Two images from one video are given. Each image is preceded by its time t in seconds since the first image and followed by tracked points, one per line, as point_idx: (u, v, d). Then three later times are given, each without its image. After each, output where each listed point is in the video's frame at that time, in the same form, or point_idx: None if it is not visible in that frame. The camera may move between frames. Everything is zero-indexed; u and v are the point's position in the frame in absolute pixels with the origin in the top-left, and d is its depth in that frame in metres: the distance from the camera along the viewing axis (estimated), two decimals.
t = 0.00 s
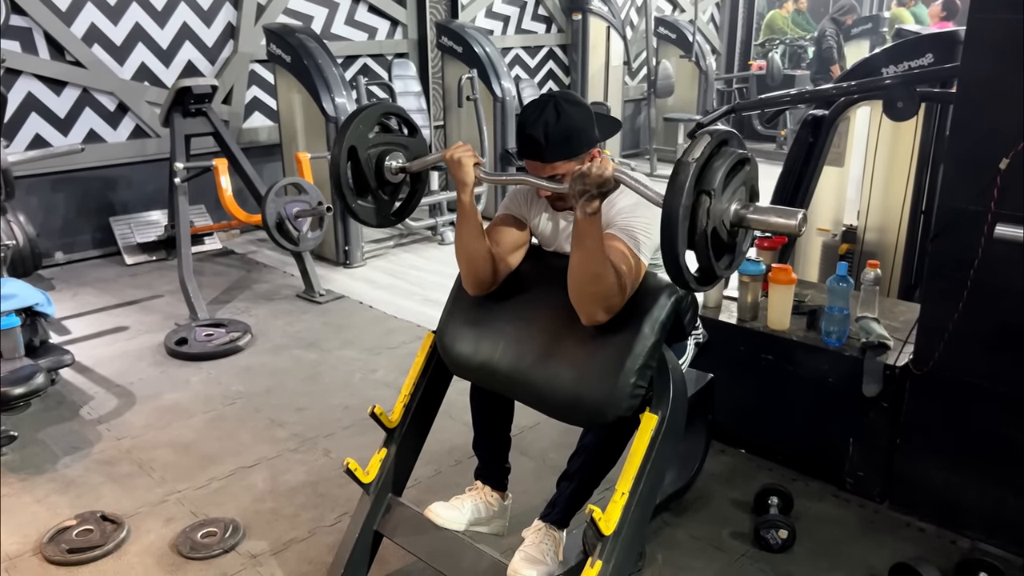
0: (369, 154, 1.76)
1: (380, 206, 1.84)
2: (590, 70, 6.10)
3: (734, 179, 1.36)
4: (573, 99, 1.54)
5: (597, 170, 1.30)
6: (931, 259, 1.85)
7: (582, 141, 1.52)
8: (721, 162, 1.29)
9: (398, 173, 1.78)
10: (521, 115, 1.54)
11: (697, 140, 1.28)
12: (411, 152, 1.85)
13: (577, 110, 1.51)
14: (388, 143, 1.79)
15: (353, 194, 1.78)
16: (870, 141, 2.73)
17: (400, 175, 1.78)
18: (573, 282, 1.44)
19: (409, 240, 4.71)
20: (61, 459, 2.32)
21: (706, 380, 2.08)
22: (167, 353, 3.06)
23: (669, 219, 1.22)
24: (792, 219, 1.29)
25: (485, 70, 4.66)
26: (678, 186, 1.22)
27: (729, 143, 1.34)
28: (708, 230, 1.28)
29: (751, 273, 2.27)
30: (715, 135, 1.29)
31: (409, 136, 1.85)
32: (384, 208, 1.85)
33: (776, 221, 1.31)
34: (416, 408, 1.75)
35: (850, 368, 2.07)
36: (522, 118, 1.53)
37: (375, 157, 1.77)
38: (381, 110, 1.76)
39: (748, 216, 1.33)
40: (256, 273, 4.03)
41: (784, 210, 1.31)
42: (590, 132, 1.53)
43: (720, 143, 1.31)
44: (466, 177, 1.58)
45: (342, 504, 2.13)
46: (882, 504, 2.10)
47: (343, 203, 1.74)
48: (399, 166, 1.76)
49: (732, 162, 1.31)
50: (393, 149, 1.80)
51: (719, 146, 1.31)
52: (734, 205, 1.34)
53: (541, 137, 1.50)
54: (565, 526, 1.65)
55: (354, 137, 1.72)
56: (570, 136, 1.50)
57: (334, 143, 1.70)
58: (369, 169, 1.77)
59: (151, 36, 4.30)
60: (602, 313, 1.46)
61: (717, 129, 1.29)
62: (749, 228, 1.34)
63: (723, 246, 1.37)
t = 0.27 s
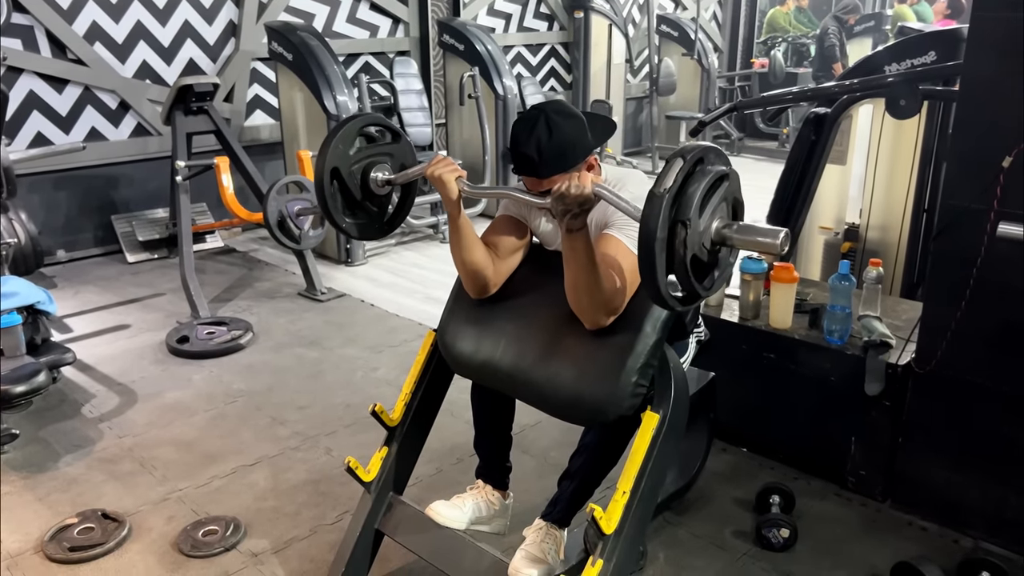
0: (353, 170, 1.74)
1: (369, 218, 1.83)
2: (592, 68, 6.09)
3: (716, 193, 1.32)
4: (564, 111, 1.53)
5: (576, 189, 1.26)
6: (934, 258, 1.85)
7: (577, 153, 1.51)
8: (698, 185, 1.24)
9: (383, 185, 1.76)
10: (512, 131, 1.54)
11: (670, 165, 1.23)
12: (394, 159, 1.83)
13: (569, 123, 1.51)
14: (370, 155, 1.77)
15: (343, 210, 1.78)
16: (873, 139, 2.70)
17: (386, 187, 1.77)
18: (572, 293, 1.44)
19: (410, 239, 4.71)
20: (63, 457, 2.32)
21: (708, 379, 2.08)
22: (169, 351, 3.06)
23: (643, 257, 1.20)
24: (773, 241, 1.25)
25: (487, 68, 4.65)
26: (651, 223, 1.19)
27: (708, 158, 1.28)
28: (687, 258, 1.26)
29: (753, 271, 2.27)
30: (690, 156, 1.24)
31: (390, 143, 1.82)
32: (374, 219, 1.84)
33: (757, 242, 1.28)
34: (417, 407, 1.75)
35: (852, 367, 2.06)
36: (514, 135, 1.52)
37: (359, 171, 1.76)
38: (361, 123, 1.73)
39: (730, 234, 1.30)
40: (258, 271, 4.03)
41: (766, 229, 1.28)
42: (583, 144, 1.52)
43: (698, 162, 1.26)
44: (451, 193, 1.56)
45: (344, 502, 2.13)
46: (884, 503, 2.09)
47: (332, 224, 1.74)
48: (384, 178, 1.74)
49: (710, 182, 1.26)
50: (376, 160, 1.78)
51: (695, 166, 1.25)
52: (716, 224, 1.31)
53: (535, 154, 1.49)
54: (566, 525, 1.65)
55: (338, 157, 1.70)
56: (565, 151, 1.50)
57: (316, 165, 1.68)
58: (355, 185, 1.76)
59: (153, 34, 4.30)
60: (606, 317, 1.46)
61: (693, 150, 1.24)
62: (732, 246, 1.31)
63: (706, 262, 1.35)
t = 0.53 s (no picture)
0: (336, 190, 1.70)
1: (358, 232, 1.79)
2: (595, 66, 6.09)
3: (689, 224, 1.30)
4: (547, 125, 1.44)
5: (552, 219, 1.30)
6: (937, 256, 1.84)
7: (570, 170, 1.45)
8: (667, 224, 1.22)
9: (369, 202, 1.72)
10: (500, 156, 1.47)
11: (638, 206, 1.20)
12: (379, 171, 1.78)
13: (555, 142, 1.43)
14: (353, 171, 1.72)
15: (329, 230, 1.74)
16: (876, 136, 2.69)
17: (371, 204, 1.72)
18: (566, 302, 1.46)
19: (413, 237, 4.71)
20: (64, 455, 2.32)
21: (709, 378, 2.08)
22: (171, 349, 3.06)
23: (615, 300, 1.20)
24: (747, 275, 1.25)
25: (490, 66, 4.65)
26: (620, 268, 1.18)
27: (676, 189, 1.25)
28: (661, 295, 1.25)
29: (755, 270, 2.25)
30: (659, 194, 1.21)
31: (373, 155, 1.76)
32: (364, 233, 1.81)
33: (731, 274, 1.27)
34: (417, 406, 1.74)
35: (854, 365, 2.05)
36: (501, 163, 1.45)
37: (343, 189, 1.71)
38: (339, 141, 1.67)
39: (706, 265, 1.31)
40: (260, 269, 4.03)
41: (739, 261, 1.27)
42: (575, 158, 1.45)
43: (665, 198, 1.23)
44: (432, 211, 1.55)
45: (344, 500, 2.12)
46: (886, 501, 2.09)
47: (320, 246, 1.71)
48: (369, 196, 1.70)
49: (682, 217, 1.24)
50: (359, 176, 1.73)
51: (665, 202, 1.23)
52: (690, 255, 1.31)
53: (526, 181, 1.43)
54: (567, 524, 1.65)
55: (317, 179, 1.65)
56: (557, 173, 1.44)
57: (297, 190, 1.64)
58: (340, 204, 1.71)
59: (155, 32, 4.30)
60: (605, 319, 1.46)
61: (661, 188, 1.20)
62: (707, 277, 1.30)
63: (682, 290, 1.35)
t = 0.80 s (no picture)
0: (324, 204, 1.68)
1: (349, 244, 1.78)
2: (598, 63, 6.08)
3: (665, 252, 1.26)
4: (535, 139, 1.39)
5: (532, 246, 1.27)
6: (940, 254, 1.82)
7: (563, 182, 1.42)
8: (641, 257, 1.18)
9: (358, 216, 1.69)
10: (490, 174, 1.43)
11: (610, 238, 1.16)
12: (368, 183, 1.75)
13: (544, 157, 1.39)
14: (341, 185, 1.69)
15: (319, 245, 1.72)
16: (879, 134, 2.67)
17: (361, 218, 1.70)
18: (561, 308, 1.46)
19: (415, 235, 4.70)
20: (66, 452, 2.33)
21: (711, 376, 2.07)
22: (173, 347, 3.06)
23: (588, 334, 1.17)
24: (722, 308, 1.20)
25: (492, 63, 4.64)
26: (591, 304, 1.15)
27: (651, 219, 1.20)
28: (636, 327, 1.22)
29: (757, 268, 2.24)
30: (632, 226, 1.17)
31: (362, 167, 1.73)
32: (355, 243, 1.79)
33: (708, 306, 1.22)
34: (417, 405, 1.74)
35: (856, 364, 2.05)
36: (492, 183, 1.42)
37: (331, 204, 1.69)
38: (326, 157, 1.64)
39: (682, 296, 1.25)
40: (262, 267, 4.03)
41: (718, 293, 1.22)
42: (567, 170, 1.42)
43: (639, 229, 1.18)
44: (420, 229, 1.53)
45: (345, 498, 2.12)
46: (888, 500, 2.08)
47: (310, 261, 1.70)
48: (358, 211, 1.68)
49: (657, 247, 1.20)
50: (348, 190, 1.70)
51: (640, 233, 1.18)
52: (667, 283, 1.26)
53: (518, 200, 1.41)
54: (566, 523, 1.65)
55: (305, 196, 1.63)
56: (549, 189, 1.41)
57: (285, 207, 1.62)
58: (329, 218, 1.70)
59: (158, 30, 4.30)
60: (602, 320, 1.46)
61: (634, 221, 1.16)
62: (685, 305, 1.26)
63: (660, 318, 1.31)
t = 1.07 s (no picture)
0: (313, 229, 1.68)
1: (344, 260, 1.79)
2: (602, 61, 6.08)
3: (648, 284, 1.25)
4: (530, 150, 1.39)
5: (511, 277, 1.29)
6: (943, 253, 1.82)
7: (562, 190, 1.42)
8: (619, 297, 1.18)
9: (348, 237, 1.70)
10: (489, 186, 1.43)
11: (586, 281, 1.17)
12: (354, 200, 1.74)
13: (540, 168, 1.39)
14: (327, 208, 1.69)
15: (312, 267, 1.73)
16: (883, 132, 2.67)
17: (350, 238, 1.70)
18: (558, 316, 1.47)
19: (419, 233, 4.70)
20: (69, 450, 2.34)
21: (713, 375, 2.06)
22: (176, 345, 3.07)
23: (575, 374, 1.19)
24: (705, 342, 1.19)
25: (496, 61, 4.63)
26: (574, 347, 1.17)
27: (628, 256, 1.20)
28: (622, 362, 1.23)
29: (760, 266, 2.23)
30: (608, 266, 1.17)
31: (345, 185, 1.72)
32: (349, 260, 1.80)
33: (691, 339, 1.21)
34: (418, 403, 1.74)
35: (859, 362, 2.04)
36: (491, 197, 1.42)
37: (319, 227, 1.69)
38: (309, 180, 1.63)
39: (666, 327, 1.25)
40: (266, 266, 4.03)
41: (701, 326, 1.21)
42: (564, 178, 1.42)
43: (617, 267, 1.18)
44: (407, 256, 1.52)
45: (347, 496, 2.13)
46: (892, 499, 2.08)
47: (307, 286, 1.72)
48: (347, 232, 1.68)
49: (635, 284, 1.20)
50: (334, 211, 1.70)
51: (617, 272, 1.19)
52: (651, 315, 1.26)
53: (517, 212, 1.41)
54: (567, 521, 1.65)
55: (291, 223, 1.63)
56: (549, 198, 1.41)
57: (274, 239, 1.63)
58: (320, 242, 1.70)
59: (162, 28, 4.31)
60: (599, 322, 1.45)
61: (609, 262, 1.16)
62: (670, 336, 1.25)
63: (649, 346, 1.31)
